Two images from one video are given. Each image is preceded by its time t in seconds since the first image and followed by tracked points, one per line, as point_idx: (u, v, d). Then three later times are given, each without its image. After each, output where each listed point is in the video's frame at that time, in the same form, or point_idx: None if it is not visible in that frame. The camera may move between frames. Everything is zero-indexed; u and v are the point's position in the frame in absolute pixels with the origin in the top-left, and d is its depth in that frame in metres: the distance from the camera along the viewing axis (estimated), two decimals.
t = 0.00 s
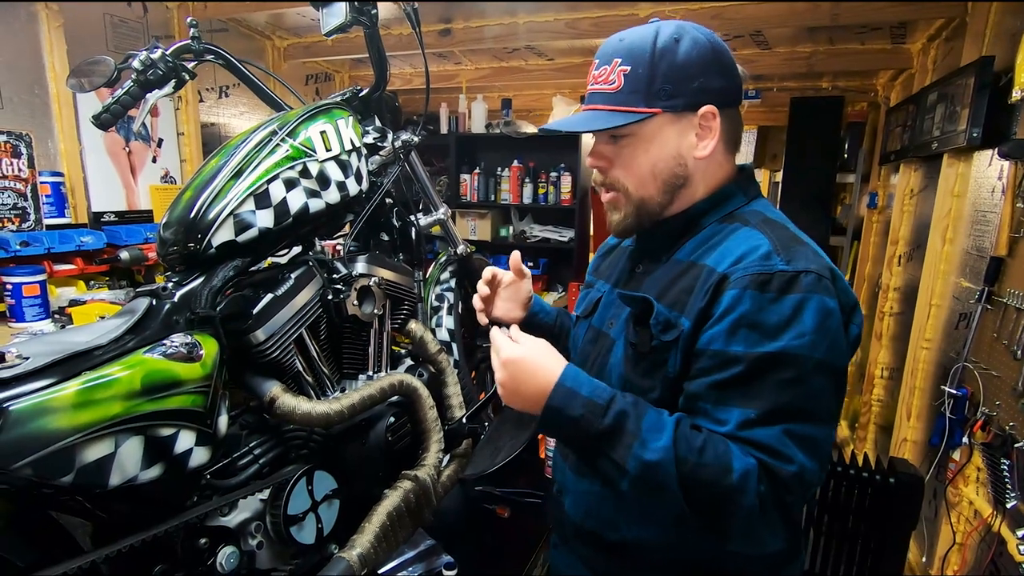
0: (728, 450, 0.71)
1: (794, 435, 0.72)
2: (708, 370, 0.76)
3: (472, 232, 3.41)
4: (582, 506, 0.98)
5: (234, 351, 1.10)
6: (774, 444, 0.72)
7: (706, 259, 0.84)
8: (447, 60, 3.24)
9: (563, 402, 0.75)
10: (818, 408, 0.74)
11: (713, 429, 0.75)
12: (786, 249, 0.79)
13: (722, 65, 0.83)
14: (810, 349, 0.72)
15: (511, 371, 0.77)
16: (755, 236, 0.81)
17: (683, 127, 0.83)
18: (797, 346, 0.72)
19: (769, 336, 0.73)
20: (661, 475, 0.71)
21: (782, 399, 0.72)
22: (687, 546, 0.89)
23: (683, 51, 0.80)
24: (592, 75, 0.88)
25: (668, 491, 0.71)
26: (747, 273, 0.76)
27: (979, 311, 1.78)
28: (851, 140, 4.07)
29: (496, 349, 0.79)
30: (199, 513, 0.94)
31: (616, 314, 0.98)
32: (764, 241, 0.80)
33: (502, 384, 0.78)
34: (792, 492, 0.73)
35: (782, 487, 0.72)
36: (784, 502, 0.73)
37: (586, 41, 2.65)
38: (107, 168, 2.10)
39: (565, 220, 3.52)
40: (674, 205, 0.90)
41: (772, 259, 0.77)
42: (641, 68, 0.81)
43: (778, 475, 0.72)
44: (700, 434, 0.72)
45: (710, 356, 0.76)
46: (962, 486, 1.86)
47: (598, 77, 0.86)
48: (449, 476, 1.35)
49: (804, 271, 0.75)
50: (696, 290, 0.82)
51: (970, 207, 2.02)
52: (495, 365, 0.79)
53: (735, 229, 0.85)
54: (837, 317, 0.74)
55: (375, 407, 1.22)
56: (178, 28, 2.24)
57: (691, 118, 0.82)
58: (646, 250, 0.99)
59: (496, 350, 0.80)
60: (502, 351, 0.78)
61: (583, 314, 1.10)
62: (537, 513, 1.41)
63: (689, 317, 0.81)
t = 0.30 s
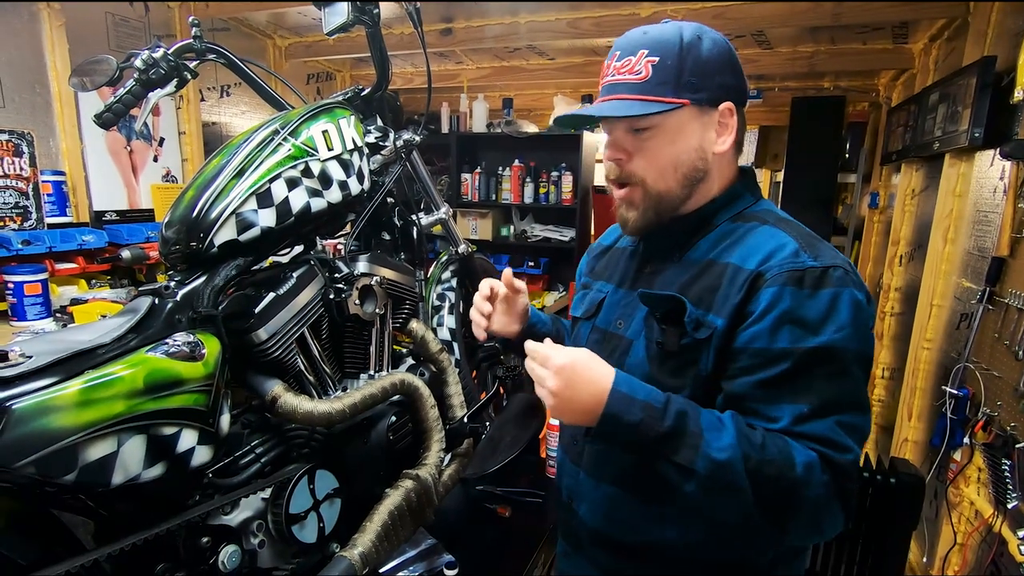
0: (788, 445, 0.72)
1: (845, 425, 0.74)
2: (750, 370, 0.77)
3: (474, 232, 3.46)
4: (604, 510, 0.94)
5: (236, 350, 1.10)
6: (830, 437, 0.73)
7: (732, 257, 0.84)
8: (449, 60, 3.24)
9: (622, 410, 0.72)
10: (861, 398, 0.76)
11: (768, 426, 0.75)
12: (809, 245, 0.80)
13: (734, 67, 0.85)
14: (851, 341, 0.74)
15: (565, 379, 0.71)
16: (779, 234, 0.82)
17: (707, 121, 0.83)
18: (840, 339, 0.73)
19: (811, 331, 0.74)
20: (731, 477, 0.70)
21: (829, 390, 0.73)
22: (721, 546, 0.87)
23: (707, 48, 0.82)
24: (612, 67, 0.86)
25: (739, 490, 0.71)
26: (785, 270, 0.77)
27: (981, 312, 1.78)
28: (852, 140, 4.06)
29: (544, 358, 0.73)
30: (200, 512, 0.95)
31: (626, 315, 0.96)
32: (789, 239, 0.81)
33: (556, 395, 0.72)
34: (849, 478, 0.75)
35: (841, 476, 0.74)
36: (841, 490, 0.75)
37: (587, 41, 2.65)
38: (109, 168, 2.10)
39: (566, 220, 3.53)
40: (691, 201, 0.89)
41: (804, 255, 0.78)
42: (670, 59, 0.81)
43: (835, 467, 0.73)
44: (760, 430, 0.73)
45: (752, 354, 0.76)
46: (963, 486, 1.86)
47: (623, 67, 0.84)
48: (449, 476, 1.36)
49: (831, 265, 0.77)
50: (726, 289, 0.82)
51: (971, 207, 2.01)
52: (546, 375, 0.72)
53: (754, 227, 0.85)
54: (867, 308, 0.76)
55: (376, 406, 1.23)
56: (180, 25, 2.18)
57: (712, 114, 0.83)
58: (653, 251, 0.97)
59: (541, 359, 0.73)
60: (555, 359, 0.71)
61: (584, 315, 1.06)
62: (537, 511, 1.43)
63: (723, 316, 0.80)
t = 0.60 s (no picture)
0: (814, 440, 0.73)
1: (869, 408, 0.76)
2: (776, 365, 0.77)
3: (470, 233, 3.47)
4: (621, 520, 0.90)
5: (231, 352, 1.10)
6: (855, 422, 0.74)
7: (740, 256, 0.84)
8: (445, 62, 3.25)
9: (654, 456, 0.73)
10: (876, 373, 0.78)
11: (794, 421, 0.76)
12: (807, 241, 0.83)
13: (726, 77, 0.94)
14: (861, 327, 0.76)
15: (598, 441, 0.73)
16: (778, 231, 0.84)
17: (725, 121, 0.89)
18: (851, 328, 0.75)
19: (826, 323, 0.75)
20: (769, 487, 0.72)
21: (849, 376, 0.75)
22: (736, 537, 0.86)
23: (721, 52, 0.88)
24: (651, 54, 0.83)
25: (778, 497, 0.72)
26: (797, 266, 0.78)
27: (973, 313, 1.79)
28: (847, 142, 4.08)
29: (573, 426, 0.74)
30: (195, 514, 0.95)
31: (624, 318, 0.92)
32: (787, 236, 0.83)
33: (591, 457, 0.73)
34: (875, 456, 0.77)
35: (870, 455, 0.76)
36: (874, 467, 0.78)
37: (584, 43, 2.66)
38: (104, 169, 2.10)
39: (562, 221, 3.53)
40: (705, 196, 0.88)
41: (809, 250, 0.80)
42: (708, 56, 0.84)
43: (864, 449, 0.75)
44: (787, 431, 0.74)
45: (769, 351, 0.77)
46: (956, 486, 1.87)
47: (666, 55, 0.82)
48: (445, 477, 1.36)
49: (830, 257, 0.80)
50: (740, 287, 0.82)
51: (964, 209, 2.03)
52: (579, 441, 0.74)
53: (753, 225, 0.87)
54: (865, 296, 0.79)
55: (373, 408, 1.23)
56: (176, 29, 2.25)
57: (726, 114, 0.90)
58: (646, 253, 0.94)
59: (570, 426, 0.74)
60: (587, 426, 0.73)
61: (572, 323, 1.00)
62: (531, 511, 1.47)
63: (743, 315, 0.80)
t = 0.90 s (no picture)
0: (837, 421, 0.77)
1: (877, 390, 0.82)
2: (792, 357, 0.80)
3: (467, 233, 3.47)
4: (642, 524, 0.90)
5: (225, 352, 1.10)
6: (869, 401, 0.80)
7: (747, 252, 0.86)
8: (441, 61, 3.25)
9: (702, 450, 0.71)
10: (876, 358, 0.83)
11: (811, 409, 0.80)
12: (803, 237, 0.87)
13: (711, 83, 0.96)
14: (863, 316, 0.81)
15: (651, 440, 0.70)
16: (777, 229, 0.87)
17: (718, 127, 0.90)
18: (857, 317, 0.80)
19: (838, 312, 0.79)
20: (809, 470, 0.75)
21: (858, 363, 0.80)
22: (750, 522, 0.89)
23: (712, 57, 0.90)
24: (654, 55, 0.83)
25: (816, 480, 0.75)
26: (808, 261, 0.82)
27: (967, 312, 1.80)
28: (842, 142, 4.10)
29: (624, 427, 0.70)
30: (190, 515, 0.94)
31: (629, 319, 0.92)
32: (785, 233, 0.86)
33: (643, 459, 0.70)
34: (881, 432, 0.82)
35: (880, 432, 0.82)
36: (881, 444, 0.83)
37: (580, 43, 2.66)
38: (98, 169, 2.08)
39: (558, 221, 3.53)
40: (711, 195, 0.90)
41: (811, 246, 0.84)
42: (707, 58, 0.85)
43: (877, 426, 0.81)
44: (812, 416, 0.78)
45: (788, 342, 0.80)
46: (951, 484, 1.88)
47: (668, 57, 0.83)
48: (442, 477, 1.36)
49: (826, 252, 0.84)
50: (754, 283, 0.84)
51: (958, 208, 2.04)
52: (630, 443, 0.70)
53: (750, 224, 0.89)
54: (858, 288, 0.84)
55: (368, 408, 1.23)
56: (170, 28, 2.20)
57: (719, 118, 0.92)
58: (645, 253, 0.93)
59: (617, 427, 0.70)
60: (638, 426, 0.69)
61: (568, 325, 0.97)
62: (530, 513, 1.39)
63: (761, 309, 0.82)
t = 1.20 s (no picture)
0: (840, 418, 0.78)
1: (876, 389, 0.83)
2: (794, 357, 0.80)
3: (464, 232, 3.47)
4: (648, 526, 0.89)
5: (222, 351, 1.09)
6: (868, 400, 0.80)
7: (746, 252, 0.86)
8: (439, 59, 3.24)
9: (715, 437, 0.71)
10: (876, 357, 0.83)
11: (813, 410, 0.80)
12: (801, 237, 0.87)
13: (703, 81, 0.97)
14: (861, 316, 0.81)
15: (670, 419, 0.69)
16: (776, 229, 0.87)
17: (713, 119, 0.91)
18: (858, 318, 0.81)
19: (840, 311, 0.80)
20: (814, 462, 0.75)
21: (857, 362, 0.81)
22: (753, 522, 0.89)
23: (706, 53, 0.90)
24: (649, 46, 0.82)
25: (820, 473, 0.76)
26: (810, 261, 0.82)
27: (964, 311, 1.80)
28: (839, 141, 4.11)
29: (643, 406, 0.69)
30: (188, 515, 0.94)
31: (630, 319, 0.91)
32: (785, 233, 0.86)
33: (661, 439, 0.69)
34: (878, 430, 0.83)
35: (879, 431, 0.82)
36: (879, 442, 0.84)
37: (577, 42, 2.65)
38: (93, 167, 2.07)
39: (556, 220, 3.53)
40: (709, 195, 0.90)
41: (810, 246, 0.85)
42: (701, 50, 0.85)
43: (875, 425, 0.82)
44: (815, 412, 0.78)
45: (791, 341, 0.80)
46: (947, 483, 1.88)
47: (663, 48, 0.82)
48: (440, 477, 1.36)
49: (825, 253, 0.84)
50: (756, 283, 0.84)
51: (955, 207, 2.04)
52: (651, 423, 0.69)
53: (748, 223, 0.89)
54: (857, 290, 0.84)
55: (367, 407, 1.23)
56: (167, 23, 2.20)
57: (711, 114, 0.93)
58: (647, 252, 0.92)
59: (637, 406, 0.69)
60: (660, 405, 0.69)
61: (566, 326, 0.96)
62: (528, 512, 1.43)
63: (764, 310, 0.82)
